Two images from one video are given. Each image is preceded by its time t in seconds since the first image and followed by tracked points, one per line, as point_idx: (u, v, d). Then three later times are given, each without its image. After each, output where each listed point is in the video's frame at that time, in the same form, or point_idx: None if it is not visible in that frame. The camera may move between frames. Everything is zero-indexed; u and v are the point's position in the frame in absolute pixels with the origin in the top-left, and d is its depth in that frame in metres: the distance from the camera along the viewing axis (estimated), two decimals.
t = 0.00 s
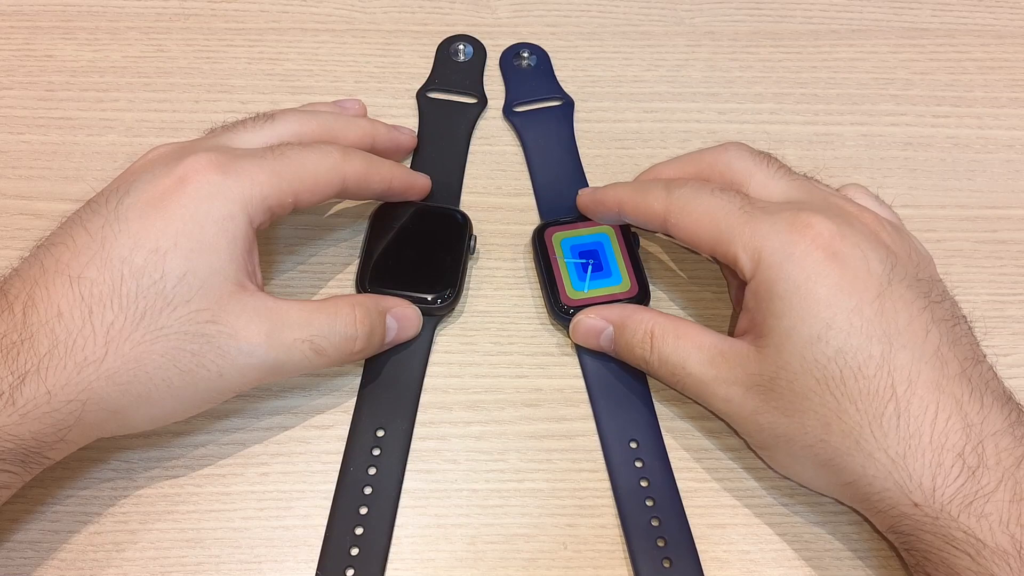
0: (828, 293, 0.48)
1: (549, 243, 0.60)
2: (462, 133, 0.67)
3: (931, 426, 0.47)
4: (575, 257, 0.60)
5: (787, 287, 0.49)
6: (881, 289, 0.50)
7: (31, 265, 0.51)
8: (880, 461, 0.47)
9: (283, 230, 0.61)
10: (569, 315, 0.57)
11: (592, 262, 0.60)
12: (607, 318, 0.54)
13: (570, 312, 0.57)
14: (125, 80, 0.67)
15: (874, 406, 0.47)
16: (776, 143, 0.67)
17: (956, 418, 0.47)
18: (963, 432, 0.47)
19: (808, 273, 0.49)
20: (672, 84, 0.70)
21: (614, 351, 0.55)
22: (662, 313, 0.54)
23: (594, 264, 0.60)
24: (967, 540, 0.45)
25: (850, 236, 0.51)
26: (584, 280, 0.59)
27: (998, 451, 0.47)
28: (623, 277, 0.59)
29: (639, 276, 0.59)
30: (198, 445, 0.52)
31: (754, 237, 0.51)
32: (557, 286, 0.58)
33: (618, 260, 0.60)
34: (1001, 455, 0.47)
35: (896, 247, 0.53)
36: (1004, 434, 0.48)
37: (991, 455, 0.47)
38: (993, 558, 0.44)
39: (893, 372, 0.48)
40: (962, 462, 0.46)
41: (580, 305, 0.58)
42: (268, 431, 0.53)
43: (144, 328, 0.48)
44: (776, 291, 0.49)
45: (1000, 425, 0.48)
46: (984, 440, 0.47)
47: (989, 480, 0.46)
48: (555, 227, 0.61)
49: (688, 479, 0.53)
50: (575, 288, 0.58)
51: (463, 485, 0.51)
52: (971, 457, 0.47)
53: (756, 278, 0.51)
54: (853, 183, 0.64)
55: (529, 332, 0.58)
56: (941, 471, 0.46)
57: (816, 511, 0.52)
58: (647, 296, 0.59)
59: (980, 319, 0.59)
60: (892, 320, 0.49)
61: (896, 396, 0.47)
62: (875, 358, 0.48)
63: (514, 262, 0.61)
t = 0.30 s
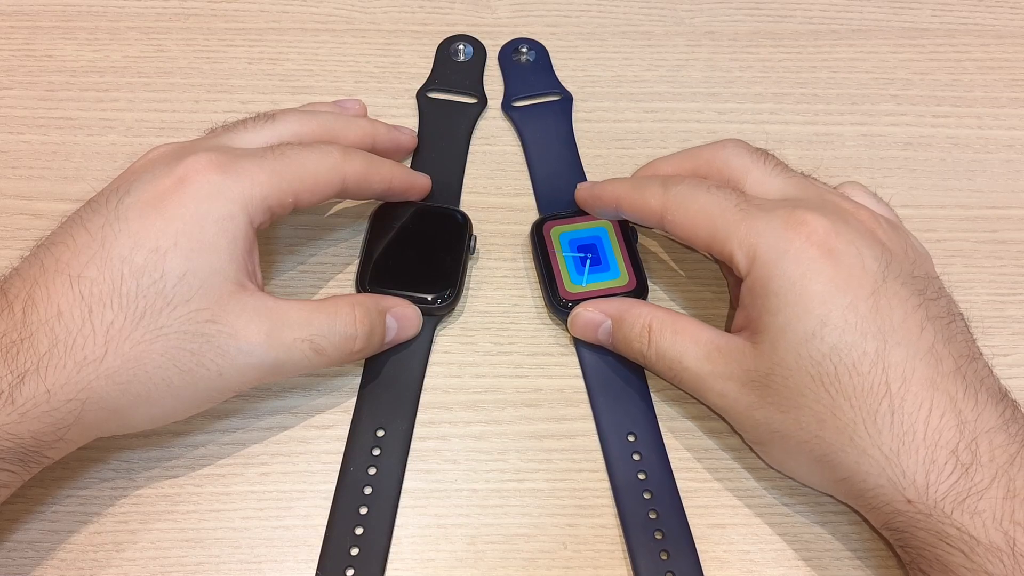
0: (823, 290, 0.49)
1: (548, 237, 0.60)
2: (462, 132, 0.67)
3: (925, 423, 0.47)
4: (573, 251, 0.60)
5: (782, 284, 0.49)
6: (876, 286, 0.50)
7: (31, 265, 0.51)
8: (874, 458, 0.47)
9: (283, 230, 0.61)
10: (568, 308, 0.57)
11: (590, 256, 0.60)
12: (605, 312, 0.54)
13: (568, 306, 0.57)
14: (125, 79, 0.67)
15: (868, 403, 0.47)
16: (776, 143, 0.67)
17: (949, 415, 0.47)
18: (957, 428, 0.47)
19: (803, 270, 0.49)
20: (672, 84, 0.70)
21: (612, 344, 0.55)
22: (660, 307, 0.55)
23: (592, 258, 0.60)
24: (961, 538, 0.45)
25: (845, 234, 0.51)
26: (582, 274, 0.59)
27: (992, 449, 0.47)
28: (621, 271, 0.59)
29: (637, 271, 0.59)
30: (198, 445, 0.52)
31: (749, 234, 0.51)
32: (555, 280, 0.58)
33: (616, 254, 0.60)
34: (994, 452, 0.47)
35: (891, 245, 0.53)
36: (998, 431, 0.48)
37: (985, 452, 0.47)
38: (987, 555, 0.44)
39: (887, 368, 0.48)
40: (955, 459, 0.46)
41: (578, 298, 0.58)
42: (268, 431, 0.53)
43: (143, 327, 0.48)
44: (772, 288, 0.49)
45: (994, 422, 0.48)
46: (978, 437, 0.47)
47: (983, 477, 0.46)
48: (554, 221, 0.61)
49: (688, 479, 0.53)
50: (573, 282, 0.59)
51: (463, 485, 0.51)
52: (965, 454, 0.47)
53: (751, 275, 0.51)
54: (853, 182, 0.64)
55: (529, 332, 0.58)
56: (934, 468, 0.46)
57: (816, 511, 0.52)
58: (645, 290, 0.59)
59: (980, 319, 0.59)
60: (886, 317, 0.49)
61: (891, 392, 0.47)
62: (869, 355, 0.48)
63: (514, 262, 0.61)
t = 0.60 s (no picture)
0: (819, 292, 0.49)
1: (546, 234, 0.60)
2: (462, 132, 0.67)
3: (919, 425, 0.47)
4: (572, 249, 0.60)
5: (777, 286, 0.49)
6: (872, 288, 0.50)
7: (32, 265, 0.51)
8: (869, 459, 0.47)
9: (283, 230, 0.61)
10: (567, 306, 0.57)
11: (589, 253, 0.60)
12: (603, 309, 0.55)
13: (567, 303, 0.57)
14: (125, 80, 0.67)
15: (863, 405, 0.47)
16: (776, 143, 0.67)
17: (944, 416, 0.47)
18: (951, 430, 0.47)
19: (799, 271, 0.49)
20: (672, 84, 0.70)
21: (610, 342, 0.55)
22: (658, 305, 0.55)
23: (591, 255, 0.60)
24: (954, 539, 0.45)
25: (840, 236, 0.51)
26: (581, 271, 0.59)
27: (987, 450, 0.47)
28: (620, 269, 0.59)
29: (636, 268, 0.59)
30: (197, 445, 0.52)
31: (746, 235, 0.51)
32: (554, 277, 0.58)
33: (615, 252, 0.60)
34: (989, 454, 0.47)
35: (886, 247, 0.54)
36: (993, 432, 0.48)
37: (980, 454, 0.47)
38: (981, 556, 0.44)
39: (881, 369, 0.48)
40: (949, 461, 0.46)
41: (577, 295, 0.58)
42: (268, 432, 0.53)
43: (143, 327, 0.48)
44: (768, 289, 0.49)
45: (989, 424, 0.48)
46: (972, 438, 0.47)
47: (977, 479, 0.46)
48: (553, 219, 0.61)
49: (688, 479, 0.53)
50: (572, 279, 0.59)
51: (463, 485, 0.51)
52: (960, 455, 0.47)
53: (747, 276, 0.51)
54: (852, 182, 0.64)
55: (529, 332, 0.58)
56: (928, 469, 0.46)
57: (816, 511, 0.52)
58: (643, 287, 0.59)
59: (980, 319, 0.59)
60: (881, 319, 0.49)
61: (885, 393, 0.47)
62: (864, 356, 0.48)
63: (514, 262, 0.61)
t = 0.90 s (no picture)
0: (813, 287, 0.49)
1: (544, 229, 0.60)
2: (462, 132, 0.67)
3: (913, 421, 0.47)
4: (569, 243, 0.60)
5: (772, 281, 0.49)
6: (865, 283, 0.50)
7: (32, 266, 0.51)
8: (864, 455, 0.47)
9: (283, 230, 0.61)
10: (564, 300, 0.57)
11: (586, 248, 0.60)
12: (601, 304, 0.54)
13: (564, 298, 0.57)
14: (125, 80, 0.67)
15: (857, 400, 0.47)
16: (776, 143, 0.67)
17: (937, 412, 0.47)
18: (945, 426, 0.47)
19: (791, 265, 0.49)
20: (672, 84, 0.70)
21: (607, 335, 0.55)
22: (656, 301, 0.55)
23: (588, 250, 0.60)
24: (949, 535, 0.45)
25: (834, 233, 0.51)
26: (578, 266, 0.59)
27: (982, 446, 0.47)
28: (617, 264, 0.59)
29: (633, 263, 0.60)
30: (197, 445, 0.52)
31: (741, 232, 0.51)
32: (552, 272, 0.59)
33: (612, 247, 0.60)
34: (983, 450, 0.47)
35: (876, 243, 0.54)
36: (987, 428, 0.48)
37: (974, 450, 0.47)
38: (978, 554, 0.44)
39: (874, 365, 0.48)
40: (944, 457, 0.46)
41: (574, 291, 0.58)
42: (268, 432, 0.53)
43: (143, 328, 0.48)
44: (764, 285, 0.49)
45: (984, 420, 0.48)
46: (966, 434, 0.47)
47: (971, 474, 0.46)
48: (551, 214, 0.61)
49: (688, 479, 0.53)
50: (569, 274, 0.59)
51: (463, 485, 0.51)
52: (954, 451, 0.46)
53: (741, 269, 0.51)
54: (852, 181, 0.64)
55: (529, 332, 0.58)
56: (922, 465, 0.46)
57: (815, 511, 0.52)
58: (640, 283, 0.59)
59: (979, 319, 0.59)
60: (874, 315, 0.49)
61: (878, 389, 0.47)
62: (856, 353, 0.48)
63: (514, 262, 0.61)
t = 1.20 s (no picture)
0: (814, 288, 0.49)
1: (544, 229, 0.60)
2: (461, 132, 0.67)
3: (914, 421, 0.47)
4: (569, 243, 0.60)
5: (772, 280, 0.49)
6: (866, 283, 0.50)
7: (31, 266, 0.51)
8: (865, 454, 0.47)
9: (283, 230, 0.61)
10: (564, 300, 0.57)
11: (586, 248, 0.60)
12: (601, 305, 0.54)
13: (564, 298, 0.57)
14: (125, 80, 0.67)
15: (858, 400, 0.47)
16: (776, 143, 0.67)
17: (936, 413, 0.47)
18: (946, 426, 0.47)
19: (791, 266, 0.49)
20: (672, 84, 0.70)
21: (607, 335, 0.55)
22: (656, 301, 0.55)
23: (588, 250, 0.60)
24: (950, 535, 0.45)
25: (835, 233, 0.51)
26: (578, 266, 0.59)
27: (980, 446, 0.47)
28: (617, 264, 0.59)
29: (633, 263, 0.59)
30: (197, 445, 0.52)
31: (741, 231, 0.51)
32: (552, 272, 0.59)
33: (612, 247, 0.60)
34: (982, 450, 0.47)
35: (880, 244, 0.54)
36: (988, 428, 0.48)
37: (975, 450, 0.47)
38: (978, 554, 0.44)
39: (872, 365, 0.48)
40: (945, 457, 0.46)
41: (574, 291, 0.58)
42: (268, 432, 0.53)
43: (143, 328, 0.48)
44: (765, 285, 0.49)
45: (985, 419, 0.48)
46: (967, 434, 0.47)
47: (973, 474, 0.46)
48: (550, 214, 0.61)
49: (688, 479, 0.53)
50: (569, 274, 0.59)
51: (463, 485, 0.51)
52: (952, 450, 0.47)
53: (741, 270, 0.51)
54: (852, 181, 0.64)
55: (529, 331, 0.58)
56: (924, 465, 0.46)
57: (815, 511, 0.52)
58: (640, 283, 0.59)
59: (979, 319, 0.59)
60: (872, 315, 0.49)
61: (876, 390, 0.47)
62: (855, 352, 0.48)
63: (514, 262, 0.61)
